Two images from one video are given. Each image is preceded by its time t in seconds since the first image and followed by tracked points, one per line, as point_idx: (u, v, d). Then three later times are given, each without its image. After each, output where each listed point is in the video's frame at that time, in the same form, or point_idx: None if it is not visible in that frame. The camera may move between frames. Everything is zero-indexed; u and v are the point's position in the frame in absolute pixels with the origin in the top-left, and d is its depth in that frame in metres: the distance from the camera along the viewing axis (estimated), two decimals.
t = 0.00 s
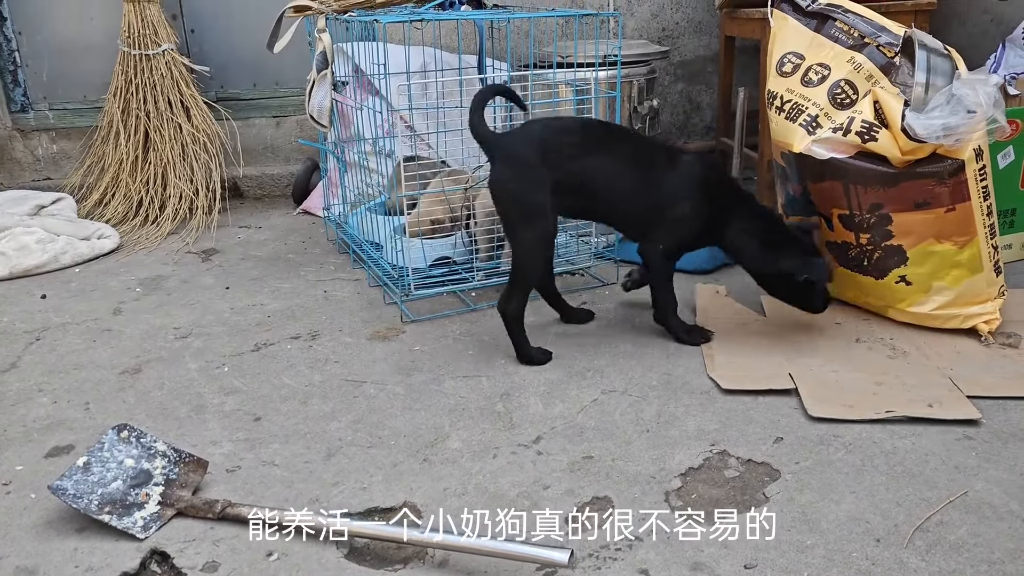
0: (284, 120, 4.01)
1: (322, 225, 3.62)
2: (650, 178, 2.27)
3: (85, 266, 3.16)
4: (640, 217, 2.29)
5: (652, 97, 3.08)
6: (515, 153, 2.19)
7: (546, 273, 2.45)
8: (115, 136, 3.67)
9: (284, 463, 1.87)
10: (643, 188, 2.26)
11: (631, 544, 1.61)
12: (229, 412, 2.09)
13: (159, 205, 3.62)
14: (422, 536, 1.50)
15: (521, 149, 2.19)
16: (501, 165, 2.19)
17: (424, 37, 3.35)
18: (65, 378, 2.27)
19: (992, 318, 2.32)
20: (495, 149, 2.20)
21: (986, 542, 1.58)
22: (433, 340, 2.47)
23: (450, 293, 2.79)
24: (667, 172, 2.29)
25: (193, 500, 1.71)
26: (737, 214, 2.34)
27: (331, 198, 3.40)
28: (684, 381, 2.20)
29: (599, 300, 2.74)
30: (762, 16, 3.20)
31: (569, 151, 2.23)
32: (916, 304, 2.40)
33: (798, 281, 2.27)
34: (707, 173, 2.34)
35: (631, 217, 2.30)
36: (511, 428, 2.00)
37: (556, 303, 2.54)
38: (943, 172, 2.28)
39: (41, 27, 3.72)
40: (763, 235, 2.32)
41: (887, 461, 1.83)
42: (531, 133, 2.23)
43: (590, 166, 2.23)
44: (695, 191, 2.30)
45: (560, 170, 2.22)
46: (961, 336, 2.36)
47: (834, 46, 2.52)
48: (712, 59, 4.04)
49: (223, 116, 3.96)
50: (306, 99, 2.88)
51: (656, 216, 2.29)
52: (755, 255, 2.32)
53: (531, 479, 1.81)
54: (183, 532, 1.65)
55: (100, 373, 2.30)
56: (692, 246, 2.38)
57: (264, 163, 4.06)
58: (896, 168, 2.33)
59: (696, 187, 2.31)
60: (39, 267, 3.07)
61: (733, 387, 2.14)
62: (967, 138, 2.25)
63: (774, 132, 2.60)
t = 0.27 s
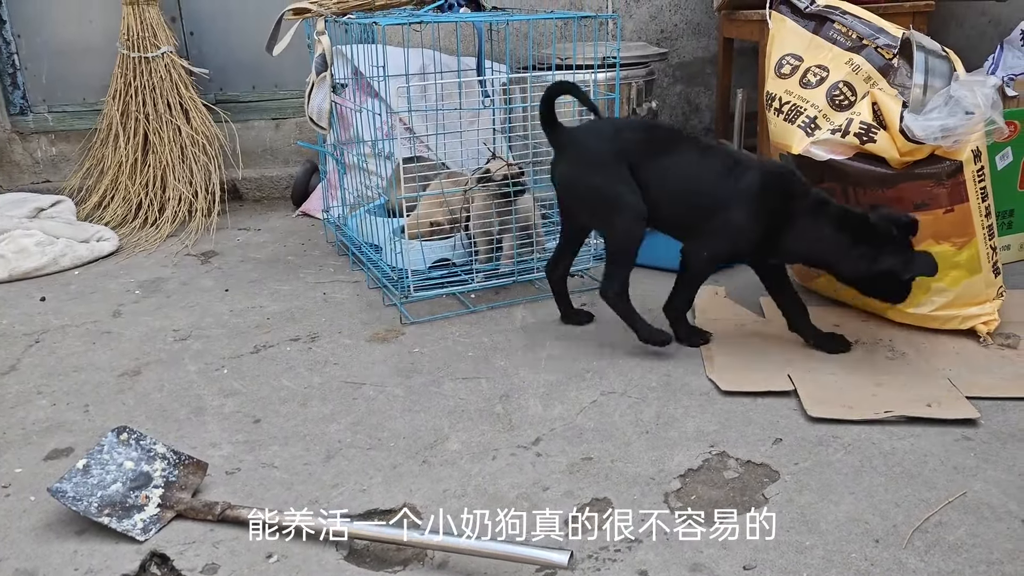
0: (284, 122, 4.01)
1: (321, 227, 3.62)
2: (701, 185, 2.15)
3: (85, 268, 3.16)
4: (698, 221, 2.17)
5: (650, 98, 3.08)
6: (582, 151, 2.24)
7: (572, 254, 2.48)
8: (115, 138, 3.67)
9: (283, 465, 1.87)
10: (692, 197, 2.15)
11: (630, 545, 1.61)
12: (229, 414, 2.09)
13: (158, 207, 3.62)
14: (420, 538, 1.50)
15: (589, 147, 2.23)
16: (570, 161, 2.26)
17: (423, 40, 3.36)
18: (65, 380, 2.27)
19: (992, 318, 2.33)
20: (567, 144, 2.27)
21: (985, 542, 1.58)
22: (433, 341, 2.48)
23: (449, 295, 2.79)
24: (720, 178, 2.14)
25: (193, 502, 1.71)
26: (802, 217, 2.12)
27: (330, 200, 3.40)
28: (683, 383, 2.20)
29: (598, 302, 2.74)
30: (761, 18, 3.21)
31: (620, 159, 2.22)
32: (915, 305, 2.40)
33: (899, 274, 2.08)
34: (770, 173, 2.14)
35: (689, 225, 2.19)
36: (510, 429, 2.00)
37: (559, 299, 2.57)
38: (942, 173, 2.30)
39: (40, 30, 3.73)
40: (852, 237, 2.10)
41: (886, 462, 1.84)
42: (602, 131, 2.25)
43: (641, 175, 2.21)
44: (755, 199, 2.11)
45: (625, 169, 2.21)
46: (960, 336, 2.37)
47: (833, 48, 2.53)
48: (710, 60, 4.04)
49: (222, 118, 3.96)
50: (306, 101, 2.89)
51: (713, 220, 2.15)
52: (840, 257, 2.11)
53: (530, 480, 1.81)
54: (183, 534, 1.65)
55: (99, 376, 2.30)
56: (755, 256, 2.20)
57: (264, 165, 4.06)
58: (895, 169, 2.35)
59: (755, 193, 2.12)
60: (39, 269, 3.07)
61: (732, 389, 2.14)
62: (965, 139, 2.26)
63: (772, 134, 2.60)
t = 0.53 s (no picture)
0: (282, 124, 4.01)
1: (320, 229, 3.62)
2: (821, 201, 2.01)
3: (83, 270, 3.16)
4: (808, 240, 2.04)
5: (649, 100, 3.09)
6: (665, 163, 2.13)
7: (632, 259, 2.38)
8: (113, 140, 3.67)
9: (283, 467, 1.87)
10: (810, 211, 2.02)
11: (631, 547, 1.61)
12: (228, 416, 2.08)
13: (156, 209, 3.62)
14: (420, 539, 1.49)
15: (675, 158, 2.12)
16: (651, 170, 2.14)
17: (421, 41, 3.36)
18: (64, 382, 2.27)
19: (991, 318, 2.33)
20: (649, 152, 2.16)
21: (985, 542, 1.58)
22: (432, 343, 2.47)
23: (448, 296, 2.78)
24: (847, 197, 2.01)
25: (193, 504, 1.71)
26: (919, 241, 2.03)
27: (329, 201, 3.40)
28: (683, 384, 2.20)
29: (598, 302, 2.74)
30: (759, 19, 3.21)
31: (732, 161, 2.07)
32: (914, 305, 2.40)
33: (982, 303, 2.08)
34: (895, 197, 2.03)
35: (791, 241, 2.06)
36: (510, 431, 2.00)
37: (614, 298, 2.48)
38: (939, 174, 2.31)
39: (38, 32, 3.73)
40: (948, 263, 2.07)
41: (887, 463, 1.83)
42: (687, 139, 2.14)
43: (754, 180, 2.06)
44: (873, 219, 2.00)
45: (714, 182, 2.09)
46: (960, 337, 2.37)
47: (832, 48, 2.53)
48: (709, 61, 4.04)
49: (221, 120, 3.96)
50: (305, 102, 2.86)
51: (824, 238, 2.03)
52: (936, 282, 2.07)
53: (531, 481, 1.81)
54: (182, 536, 1.65)
55: (98, 378, 2.29)
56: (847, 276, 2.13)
57: (262, 167, 4.06)
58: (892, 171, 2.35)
59: (881, 216, 2.00)
60: (37, 272, 3.07)
61: (732, 389, 2.14)
62: (965, 139, 2.27)
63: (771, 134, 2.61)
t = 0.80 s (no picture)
0: (281, 125, 4.02)
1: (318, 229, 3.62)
2: (937, 196, 1.94)
3: (81, 271, 3.16)
4: (917, 236, 1.96)
5: (647, 99, 3.10)
6: (761, 164, 2.00)
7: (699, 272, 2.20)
8: (111, 141, 3.67)
9: (280, 467, 1.87)
10: (926, 209, 1.94)
11: (628, 546, 1.61)
12: (226, 416, 2.09)
13: (155, 210, 3.62)
14: (417, 539, 1.49)
15: (768, 161, 2.00)
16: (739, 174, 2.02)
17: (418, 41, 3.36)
18: (62, 383, 2.27)
19: (988, 317, 2.33)
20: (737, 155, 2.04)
21: (982, 541, 1.58)
22: (429, 343, 2.48)
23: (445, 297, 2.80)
24: (959, 194, 1.96)
25: (190, 504, 1.71)
26: (1017, 240, 2.00)
27: (327, 202, 3.40)
28: (680, 383, 2.20)
29: (595, 302, 2.74)
30: (756, 19, 3.21)
31: (833, 163, 1.97)
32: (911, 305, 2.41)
33: None
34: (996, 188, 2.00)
35: (893, 243, 1.97)
36: (508, 430, 2.00)
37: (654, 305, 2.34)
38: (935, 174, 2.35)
39: (36, 33, 3.74)
40: None
41: (885, 462, 1.83)
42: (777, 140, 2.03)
43: (857, 182, 1.95)
44: (975, 218, 1.95)
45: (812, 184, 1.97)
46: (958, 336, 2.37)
47: (829, 48, 2.52)
48: (707, 61, 4.05)
49: (219, 120, 3.96)
50: (301, 103, 2.88)
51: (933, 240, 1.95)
52: None
53: (528, 481, 1.81)
54: (180, 537, 1.65)
55: (96, 378, 2.30)
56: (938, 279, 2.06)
57: (261, 168, 4.07)
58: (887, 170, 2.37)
59: (984, 211, 1.96)
60: (35, 272, 3.07)
61: (730, 390, 2.14)
62: (961, 139, 2.28)
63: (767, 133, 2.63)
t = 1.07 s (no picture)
0: (280, 125, 4.02)
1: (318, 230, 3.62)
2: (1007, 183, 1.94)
3: (80, 272, 3.16)
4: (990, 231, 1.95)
5: (646, 99, 3.10)
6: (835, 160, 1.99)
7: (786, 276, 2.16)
8: (110, 142, 3.67)
9: (279, 466, 1.87)
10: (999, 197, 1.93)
11: (627, 546, 1.61)
12: (226, 417, 2.09)
13: (154, 211, 3.62)
14: (415, 539, 1.49)
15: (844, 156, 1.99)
16: (817, 169, 2.00)
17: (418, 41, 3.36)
18: (61, 383, 2.27)
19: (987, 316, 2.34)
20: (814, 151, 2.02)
21: (982, 540, 1.58)
22: (429, 343, 2.48)
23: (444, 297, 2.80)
24: None
25: (189, 505, 1.71)
26: None
27: (326, 202, 3.40)
28: (680, 382, 2.20)
29: (595, 302, 2.74)
30: (755, 19, 3.21)
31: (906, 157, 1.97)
32: (911, 304, 2.40)
33: None
34: None
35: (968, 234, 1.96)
36: (507, 430, 2.00)
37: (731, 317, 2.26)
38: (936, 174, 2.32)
39: (35, 33, 3.74)
40: None
41: (884, 461, 1.83)
42: (852, 135, 2.02)
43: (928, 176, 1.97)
44: None
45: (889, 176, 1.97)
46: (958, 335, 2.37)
47: (827, 47, 2.52)
48: (706, 60, 4.05)
49: (218, 121, 3.96)
50: (301, 104, 2.89)
51: None
52: None
53: (527, 480, 1.81)
54: (179, 537, 1.65)
55: (95, 379, 2.30)
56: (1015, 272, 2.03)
57: (260, 168, 4.07)
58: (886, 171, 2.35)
59: None
60: (34, 273, 3.07)
61: (728, 389, 2.14)
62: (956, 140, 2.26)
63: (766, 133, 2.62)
